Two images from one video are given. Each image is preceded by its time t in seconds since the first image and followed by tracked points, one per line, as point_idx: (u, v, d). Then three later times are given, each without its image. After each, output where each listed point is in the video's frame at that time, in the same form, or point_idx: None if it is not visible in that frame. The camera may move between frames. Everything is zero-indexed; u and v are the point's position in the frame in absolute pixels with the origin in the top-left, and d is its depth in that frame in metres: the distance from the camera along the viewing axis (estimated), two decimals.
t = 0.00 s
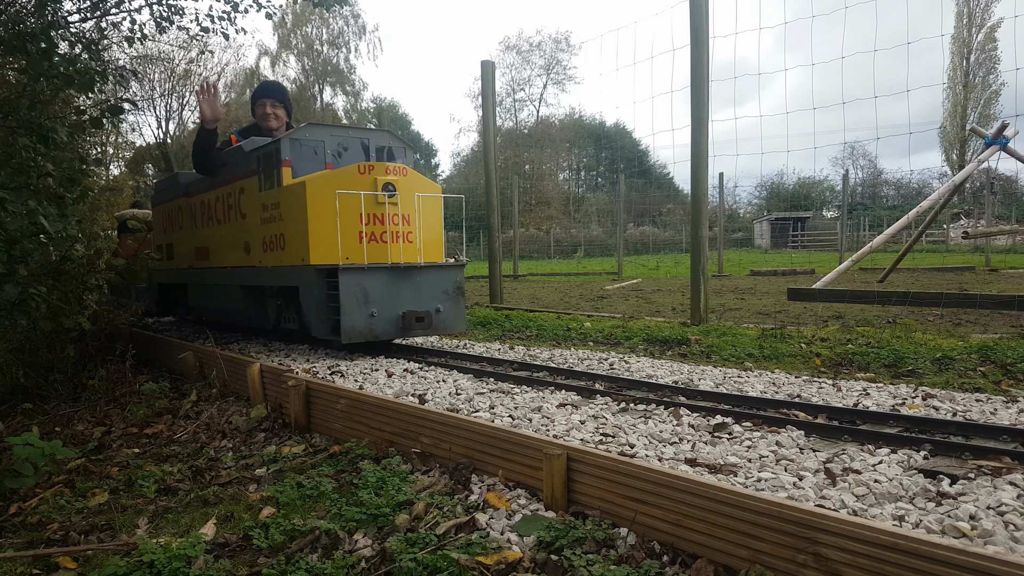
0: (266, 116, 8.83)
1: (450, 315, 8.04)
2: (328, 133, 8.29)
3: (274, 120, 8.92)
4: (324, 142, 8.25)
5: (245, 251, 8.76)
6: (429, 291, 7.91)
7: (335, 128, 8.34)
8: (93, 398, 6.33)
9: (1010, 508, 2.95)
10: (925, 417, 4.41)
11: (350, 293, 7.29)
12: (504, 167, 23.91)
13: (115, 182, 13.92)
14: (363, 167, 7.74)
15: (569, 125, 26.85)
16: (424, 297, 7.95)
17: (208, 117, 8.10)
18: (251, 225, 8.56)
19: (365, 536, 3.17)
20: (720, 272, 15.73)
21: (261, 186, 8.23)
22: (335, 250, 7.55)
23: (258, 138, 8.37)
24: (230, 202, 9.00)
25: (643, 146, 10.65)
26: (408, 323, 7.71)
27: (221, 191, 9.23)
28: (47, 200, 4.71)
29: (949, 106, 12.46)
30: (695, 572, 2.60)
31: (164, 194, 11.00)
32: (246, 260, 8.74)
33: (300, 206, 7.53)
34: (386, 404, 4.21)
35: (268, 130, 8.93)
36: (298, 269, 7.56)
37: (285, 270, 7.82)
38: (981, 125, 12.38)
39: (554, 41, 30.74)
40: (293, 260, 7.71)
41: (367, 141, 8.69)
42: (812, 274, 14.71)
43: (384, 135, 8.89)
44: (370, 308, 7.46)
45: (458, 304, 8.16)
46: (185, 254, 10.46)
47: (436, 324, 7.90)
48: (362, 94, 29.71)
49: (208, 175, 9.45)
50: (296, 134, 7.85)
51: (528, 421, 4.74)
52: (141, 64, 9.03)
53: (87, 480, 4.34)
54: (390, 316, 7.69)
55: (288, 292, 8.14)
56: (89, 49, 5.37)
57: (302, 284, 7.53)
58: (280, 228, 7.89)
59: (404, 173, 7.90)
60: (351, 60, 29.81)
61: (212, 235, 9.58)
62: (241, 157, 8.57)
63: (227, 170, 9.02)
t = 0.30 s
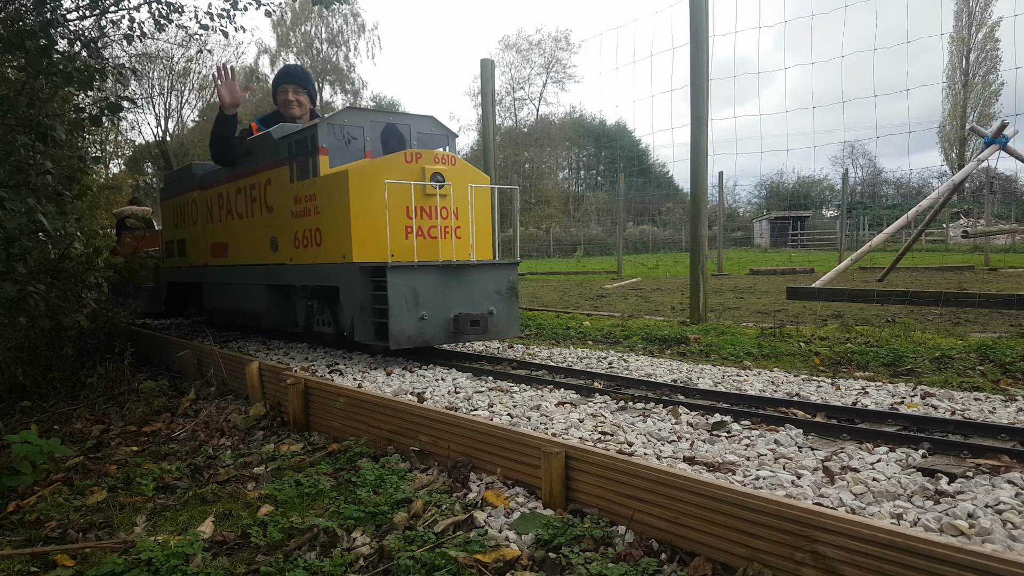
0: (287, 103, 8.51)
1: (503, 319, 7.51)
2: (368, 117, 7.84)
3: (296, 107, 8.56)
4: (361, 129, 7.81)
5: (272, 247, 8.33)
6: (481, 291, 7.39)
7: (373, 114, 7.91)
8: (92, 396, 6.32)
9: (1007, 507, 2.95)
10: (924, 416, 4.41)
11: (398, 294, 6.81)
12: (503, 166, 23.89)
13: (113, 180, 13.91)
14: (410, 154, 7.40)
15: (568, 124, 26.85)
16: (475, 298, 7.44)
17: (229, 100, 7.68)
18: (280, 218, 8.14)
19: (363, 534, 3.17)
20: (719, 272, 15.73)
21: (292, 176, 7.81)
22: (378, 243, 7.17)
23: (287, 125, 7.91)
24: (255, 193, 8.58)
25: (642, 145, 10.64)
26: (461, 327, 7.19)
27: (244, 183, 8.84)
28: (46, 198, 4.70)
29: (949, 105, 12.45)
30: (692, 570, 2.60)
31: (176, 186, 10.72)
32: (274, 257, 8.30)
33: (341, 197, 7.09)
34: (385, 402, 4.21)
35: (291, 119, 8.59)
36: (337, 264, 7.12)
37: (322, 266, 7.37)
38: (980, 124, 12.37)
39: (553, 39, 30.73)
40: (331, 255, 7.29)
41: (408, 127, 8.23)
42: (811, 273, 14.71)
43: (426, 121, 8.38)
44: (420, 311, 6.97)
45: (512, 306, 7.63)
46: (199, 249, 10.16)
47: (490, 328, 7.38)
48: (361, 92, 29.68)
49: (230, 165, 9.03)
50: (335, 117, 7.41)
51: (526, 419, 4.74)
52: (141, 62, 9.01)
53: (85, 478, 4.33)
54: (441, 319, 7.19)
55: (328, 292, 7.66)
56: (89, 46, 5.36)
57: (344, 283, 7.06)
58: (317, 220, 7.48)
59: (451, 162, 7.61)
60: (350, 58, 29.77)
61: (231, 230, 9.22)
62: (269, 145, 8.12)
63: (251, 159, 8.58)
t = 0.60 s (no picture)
0: (314, 89, 8.17)
1: (570, 322, 6.96)
2: (417, 101, 7.29)
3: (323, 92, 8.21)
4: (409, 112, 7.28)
5: (308, 244, 7.86)
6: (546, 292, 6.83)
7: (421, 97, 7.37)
8: (90, 395, 6.31)
9: (1006, 506, 2.96)
10: (922, 415, 4.40)
11: (459, 297, 6.27)
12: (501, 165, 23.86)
13: (111, 178, 13.88)
14: (467, 141, 6.90)
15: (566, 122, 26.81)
16: (539, 300, 6.88)
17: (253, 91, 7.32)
18: (317, 213, 7.69)
19: (362, 534, 3.17)
20: (717, 270, 15.73)
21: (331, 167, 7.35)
22: (431, 239, 6.69)
23: (323, 112, 7.50)
24: (287, 187, 8.12)
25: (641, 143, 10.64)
26: (526, 332, 6.64)
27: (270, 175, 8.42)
28: (43, 197, 4.68)
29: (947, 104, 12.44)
30: (691, 570, 2.60)
31: (191, 179, 10.34)
32: (311, 255, 7.82)
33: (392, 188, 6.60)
34: (383, 401, 4.20)
35: (318, 105, 8.25)
36: (386, 263, 6.65)
37: (370, 265, 6.88)
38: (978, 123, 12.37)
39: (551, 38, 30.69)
40: (379, 252, 6.82)
41: (459, 112, 7.70)
42: (810, 272, 14.70)
43: (476, 106, 7.85)
44: (482, 315, 6.43)
45: (578, 308, 7.09)
46: (219, 245, 9.74)
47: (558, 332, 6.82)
48: (359, 91, 29.64)
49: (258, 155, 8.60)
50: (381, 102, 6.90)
51: (525, 418, 4.74)
52: (139, 60, 8.98)
53: (83, 478, 4.32)
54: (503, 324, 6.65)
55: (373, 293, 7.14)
56: (87, 45, 5.34)
57: (395, 284, 6.56)
58: (362, 214, 7.02)
59: (510, 149, 7.09)
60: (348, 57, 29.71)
61: (258, 226, 8.77)
62: (304, 133, 7.69)
63: (282, 149, 8.16)
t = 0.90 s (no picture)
0: (348, 75, 7.80)
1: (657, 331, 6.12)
2: (478, 84, 6.61)
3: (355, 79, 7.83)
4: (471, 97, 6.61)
5: (355, 243, 7.21)
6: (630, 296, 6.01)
7: (482, 78, 6.67)
8: (88, 397, 6.31)
9: (1003, 506, 2.96)
10: (920, 415, 4.41)
11: (541, 303, 5.48)
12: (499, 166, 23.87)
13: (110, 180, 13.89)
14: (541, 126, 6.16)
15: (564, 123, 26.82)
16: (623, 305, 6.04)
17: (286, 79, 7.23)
18: (364, 209, 7.06)
19: (360, 536, 3.17)
20: (716, 271, 15.75)
21: (382, 158, 6.72)
22: (501, 237, 5.99)
23: (368, 97, 6.91)
24: (330, 180, 7.50)
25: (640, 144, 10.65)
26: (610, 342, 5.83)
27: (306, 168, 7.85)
28: (41, 198, 4.67)
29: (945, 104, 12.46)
30: (689, 571, 2.60)
31: (213, 171, 9.82)
32: (357, 255, 7.19)
33: (457, 179, 5.91)
34: (381, 403, 4.21)
35: (352, 92, 7.86)
36: (451, 264, 5.98)
37: (431, 265, 6.21)
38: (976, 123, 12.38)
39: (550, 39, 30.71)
40: (441, 252, 6.15)
41: (521, 97, 7.02)
42: (808, 272, 14.71)
43: (540, 90, 7.15)
44: (564, 323, 5.64)
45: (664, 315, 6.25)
46: (249, 243, 9.18)
47: (649, 344, 5.99)
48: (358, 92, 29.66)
49: (295, 146, 8.00)
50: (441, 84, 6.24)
51: (523, 420, 4.74)
52: (137, 62, 8.97)
53: (81, 480, 4.32)
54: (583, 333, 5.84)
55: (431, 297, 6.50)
56: (84, 47, 5.33)
57: (461, 287, 5.87)
58: (419, 210, 6.36)
59: (589, 135, 6.34)
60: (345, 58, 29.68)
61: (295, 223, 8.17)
62: (348, 122, 7.08)
63: (321, 138, 7.55)
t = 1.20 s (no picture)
0: (388, 61, 7.41)
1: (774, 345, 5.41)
2: (559, 63, 5.90)
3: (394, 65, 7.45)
4: (552, 77, 5.87)
5: (411, 241, 6.57)
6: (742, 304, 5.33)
7: (564, 57, 5.96)
8: (86, 399, 6.30)
9: (1001, 509, 2.97)
10: (918, 418, 4.42)
11: (650, 311, 4.83)
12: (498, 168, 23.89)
13: (108, 181, 13.88)
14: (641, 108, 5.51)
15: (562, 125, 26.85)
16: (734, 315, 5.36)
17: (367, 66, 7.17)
18: (422, 205, 6.42)
19: (359, 538, 3.17)
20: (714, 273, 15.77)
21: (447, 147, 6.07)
22: (596, 234, 5.31)
23: (427, 79, 6.29)
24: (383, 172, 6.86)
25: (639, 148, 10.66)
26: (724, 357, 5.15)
27: (353, 158, 7.22)
28: (40, 199, 4.67)
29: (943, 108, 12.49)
30: (688, 573, 2.60)
31: (241, 163, 9.22)
32: (415, 255, 6.53)
33: (547, 168, 5.25)
34: (380, 405, 4.21)
35: (391, 78, 7.49)
36: (537, 265, 5.32)
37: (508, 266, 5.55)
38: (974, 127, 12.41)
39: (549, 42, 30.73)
40: (521, 252, 5.51)
41: (603, 78, 6.27)
42: (806, 275, 14.73)
43: (623, 71, 6.40)
44: (674, 334, 4.99)
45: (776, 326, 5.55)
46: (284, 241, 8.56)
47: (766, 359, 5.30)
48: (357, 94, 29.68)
49: (341, 134, 7.38)
50: (520, 63, 5.61)
51: (522, 422, 4.74)
52: (136, 63, 8.97)
53: (79, 481, 4.31)
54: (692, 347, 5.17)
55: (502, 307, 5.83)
56: (84, 48, 5.33)
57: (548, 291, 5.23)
58: (493, 204, 5.72)
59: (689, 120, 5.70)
60: (344, 59, 29.68)
61: (339, 220, 7.55)
62: (405, 107, 6.44)
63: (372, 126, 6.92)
